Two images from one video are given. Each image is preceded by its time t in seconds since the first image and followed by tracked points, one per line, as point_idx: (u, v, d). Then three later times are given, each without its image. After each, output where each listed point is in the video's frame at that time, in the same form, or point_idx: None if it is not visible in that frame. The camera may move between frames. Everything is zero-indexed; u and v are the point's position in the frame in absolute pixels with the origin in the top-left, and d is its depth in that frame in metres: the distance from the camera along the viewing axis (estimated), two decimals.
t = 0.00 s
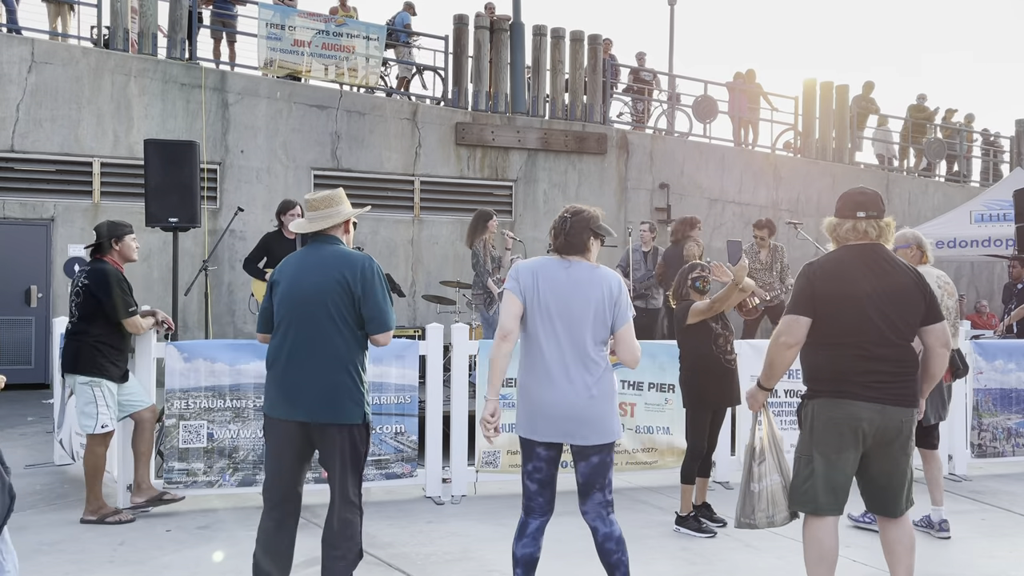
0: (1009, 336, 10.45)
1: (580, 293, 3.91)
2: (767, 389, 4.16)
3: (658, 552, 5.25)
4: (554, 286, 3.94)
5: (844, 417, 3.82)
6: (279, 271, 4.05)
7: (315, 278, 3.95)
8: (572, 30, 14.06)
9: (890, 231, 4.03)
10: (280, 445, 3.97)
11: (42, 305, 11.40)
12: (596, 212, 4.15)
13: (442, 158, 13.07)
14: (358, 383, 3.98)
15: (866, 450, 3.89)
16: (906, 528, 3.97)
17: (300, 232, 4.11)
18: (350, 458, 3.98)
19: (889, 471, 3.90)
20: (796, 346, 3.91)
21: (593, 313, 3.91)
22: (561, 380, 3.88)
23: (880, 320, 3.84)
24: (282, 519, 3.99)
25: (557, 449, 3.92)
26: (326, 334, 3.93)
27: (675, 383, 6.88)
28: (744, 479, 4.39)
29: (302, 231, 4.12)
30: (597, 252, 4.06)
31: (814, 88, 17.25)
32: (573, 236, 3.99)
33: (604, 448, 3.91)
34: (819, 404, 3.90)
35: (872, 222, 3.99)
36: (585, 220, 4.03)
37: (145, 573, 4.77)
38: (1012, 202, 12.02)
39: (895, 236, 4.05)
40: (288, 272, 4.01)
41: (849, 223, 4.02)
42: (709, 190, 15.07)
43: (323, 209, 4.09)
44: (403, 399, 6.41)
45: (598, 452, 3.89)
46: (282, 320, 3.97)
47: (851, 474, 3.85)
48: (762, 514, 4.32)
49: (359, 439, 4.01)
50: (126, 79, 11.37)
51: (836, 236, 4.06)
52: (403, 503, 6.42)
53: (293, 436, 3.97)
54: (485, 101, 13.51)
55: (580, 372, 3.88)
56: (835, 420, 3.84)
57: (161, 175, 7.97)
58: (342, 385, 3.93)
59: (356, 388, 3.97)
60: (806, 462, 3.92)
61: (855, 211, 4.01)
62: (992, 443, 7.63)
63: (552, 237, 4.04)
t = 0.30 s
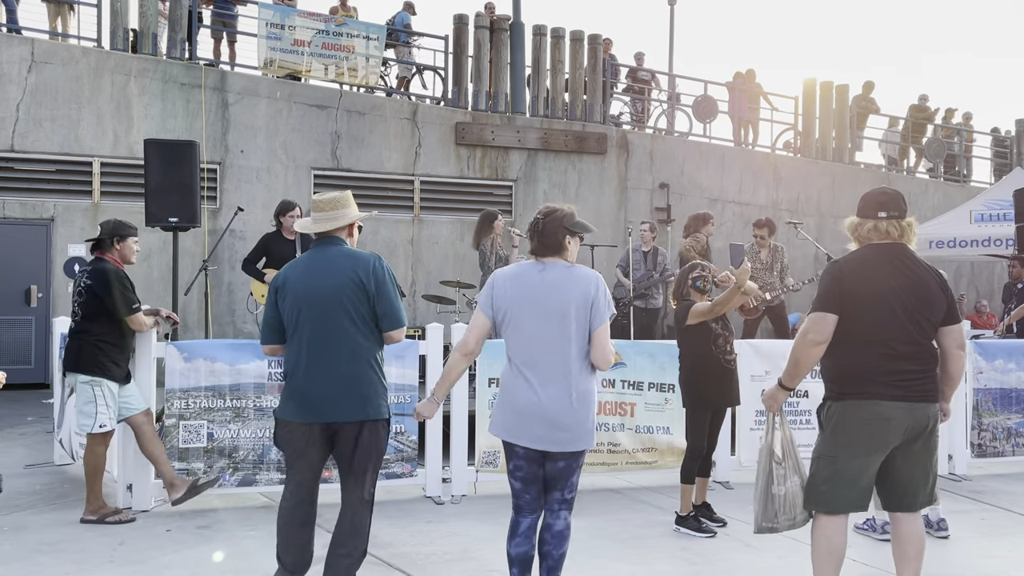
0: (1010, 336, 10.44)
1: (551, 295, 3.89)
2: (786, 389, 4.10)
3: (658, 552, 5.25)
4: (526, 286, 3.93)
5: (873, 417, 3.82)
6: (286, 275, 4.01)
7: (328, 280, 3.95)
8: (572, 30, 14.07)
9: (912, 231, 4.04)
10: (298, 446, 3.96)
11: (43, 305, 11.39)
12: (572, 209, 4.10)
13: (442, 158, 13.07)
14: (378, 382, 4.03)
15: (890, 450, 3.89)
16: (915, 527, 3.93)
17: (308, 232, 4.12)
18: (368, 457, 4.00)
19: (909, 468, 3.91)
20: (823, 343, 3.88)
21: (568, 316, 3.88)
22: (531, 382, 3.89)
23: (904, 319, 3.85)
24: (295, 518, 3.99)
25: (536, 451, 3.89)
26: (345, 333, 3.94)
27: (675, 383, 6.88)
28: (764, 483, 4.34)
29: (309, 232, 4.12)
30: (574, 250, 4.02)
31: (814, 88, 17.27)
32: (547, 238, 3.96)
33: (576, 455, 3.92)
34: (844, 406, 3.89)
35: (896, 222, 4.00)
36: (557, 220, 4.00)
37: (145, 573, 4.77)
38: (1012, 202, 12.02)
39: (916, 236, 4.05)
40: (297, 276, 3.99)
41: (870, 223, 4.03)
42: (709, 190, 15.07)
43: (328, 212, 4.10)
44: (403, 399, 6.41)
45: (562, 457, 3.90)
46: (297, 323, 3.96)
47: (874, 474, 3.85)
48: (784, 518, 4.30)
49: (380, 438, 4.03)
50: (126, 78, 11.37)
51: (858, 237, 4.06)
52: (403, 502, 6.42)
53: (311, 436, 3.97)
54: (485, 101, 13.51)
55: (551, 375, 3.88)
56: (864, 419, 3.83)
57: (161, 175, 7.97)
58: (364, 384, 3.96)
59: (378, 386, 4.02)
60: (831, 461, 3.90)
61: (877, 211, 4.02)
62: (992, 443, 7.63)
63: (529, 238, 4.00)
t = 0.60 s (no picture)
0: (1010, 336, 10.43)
1: (534, 289, 3.92)
2: (794, 387, 4.07)
3: (658, 552, 5.25)
4: (522, 285, 3.97)
5: (882, 415, 3.81)
6: (282, 271, 3.98)
7: (335, 274, 3.97)
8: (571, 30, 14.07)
9: (919, 231, 4.04)
10: (297, 444, 3.95)
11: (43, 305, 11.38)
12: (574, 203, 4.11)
13: (442, 158, 13.07)
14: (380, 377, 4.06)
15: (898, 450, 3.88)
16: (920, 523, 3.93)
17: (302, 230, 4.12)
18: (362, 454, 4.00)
19: (917, 467, 3.90)
20: (833, 339, 3.87)
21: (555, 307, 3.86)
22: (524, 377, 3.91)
23: (913, 316, 3.85)
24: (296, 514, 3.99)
25: (531, 449, 3.91)
26: (351, 328, 3.95)
27: (675, 382, 6.88)
28: (780, 484, 4.21)
29: (303, 230, 4.12)
30: (575, 245, 4.01)
31: (814, 88, 17.27)
32: (546, 235, 3.97)
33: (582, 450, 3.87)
34: (853, 404, 3.88)
35: (903, 221, 4.00)
36: (557, 216, 3.98)
37: (145, 573, 4.77)
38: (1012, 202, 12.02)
39: (923, 236, 4.05)
40: (294, 271, 3.97)
41: (876, 222, 4.04)
42: (709, 190, 15.07)
43: (322, 210, 4.11)
44: (403, 399, 6.41)
45: (568, 453, 3.87)
46: (301, 316, 3.94)
47: (883, 473, 3.83)
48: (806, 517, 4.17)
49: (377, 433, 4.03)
50: (126, 79, 11.37)
51: (866, 236, 4.07)
52: (403, 502, 6.42)
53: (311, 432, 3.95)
54: (485, 101, 13.51)
55: (537, 368, 3.88)
56: (873, 417, 3.83)
57: (161, 175, 7.97)
58: (363, 380, 3.97)
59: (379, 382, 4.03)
60: (839, 459, 3.89)
61: (883, 211, 4.02)
62: (992, 443, 7.63)
63: (531, 237, 4.01)
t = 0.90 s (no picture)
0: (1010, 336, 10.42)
1: (552, 289, 3.91)
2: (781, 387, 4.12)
3: (658, 552, 5.25)
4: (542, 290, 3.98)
5: (865, 415, 3.82)
6: (269, 263, 3.99)
7: (326, 274, 3.98)
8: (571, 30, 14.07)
9: (909, 230, 4.02)
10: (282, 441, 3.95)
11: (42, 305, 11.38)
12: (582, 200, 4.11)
13: (442, 158, 13.07)
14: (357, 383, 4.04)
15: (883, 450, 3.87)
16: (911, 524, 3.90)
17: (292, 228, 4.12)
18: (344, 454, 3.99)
19: (906, 469, 3.87)
20: (818, 340, 3.92)
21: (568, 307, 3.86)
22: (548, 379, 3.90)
23: (900, 317, 3.85)
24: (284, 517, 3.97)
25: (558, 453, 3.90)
26: (336, 330, 3.97)
27: (676, 383, 6.86)
28: (761, 480, 4.37)
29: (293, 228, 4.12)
30: (592, 242, 3.99)
31: (814, 88, 17.26)
32: (561, 237, 3.96)
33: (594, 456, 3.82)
34: (837, 404, 3.89)
35: (893, 221, 3.99)
36: (568, 216, 3.98)
37: (145, 573, 4.77)
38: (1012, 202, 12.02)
39: (913, 235, 4.03)
40: (282, 264, 3.98)
41: (866, 222, 4.04)
42: (709, 190, 15.06)
43: (313, 208, 4.12)
44: (403, 399, 6.41)
45: (577, 455, 3.83)
46: (287, 312, 3.94)
47: (866, 473, 3.84)
48: (785, 515, 4.33)
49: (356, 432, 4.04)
50: (126, 79, 11.37)
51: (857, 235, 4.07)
52: (403, 502, 6.42)
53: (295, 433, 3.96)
54: (485, 100, 13.51)
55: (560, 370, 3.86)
56: (855, 417, 3.83)
57: (161, 175, 7.97)
58: (340, 379, 3.97)
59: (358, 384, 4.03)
60: (822, 460, 3.91)
61: (873, 211, 4.02)
62: (992, 443, 7.63)
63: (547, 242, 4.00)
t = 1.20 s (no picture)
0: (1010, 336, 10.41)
1: (573, 291, 3.90)
2: (752, 388, 4.22)
3: (658, 552, 5.25)
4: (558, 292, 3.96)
5: (826, 417, 3.82)
6: (261, 265, 4.00)
7: (317, 281, 3.97)
8: (572, 30, 14.07)
9: (880, 230, 3.99)
10: (253, 444, 3.95)
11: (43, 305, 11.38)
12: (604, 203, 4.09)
13: (442, 158, 13.07)
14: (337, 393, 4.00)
15: (851, 451, 3.86)
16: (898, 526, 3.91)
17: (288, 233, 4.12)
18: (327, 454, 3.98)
19: (876, 474, 3.85)
20: (780, 341, 3.98)
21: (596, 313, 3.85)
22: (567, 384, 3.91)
23: (867, 320, 3.81)
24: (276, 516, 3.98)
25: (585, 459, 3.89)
26: (321, 337, 3.95)
27: (675, 382, 6.89)
28: (731, 482, 4.56)
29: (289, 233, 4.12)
30: (606, 246, 3.97)
31: (814, 88, 17.26)
32: (576, 241, 3.96)
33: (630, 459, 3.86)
34: (803, 405, 3.90)
35: (864, 221, 3.98)
36: (584, 217, 3.98)
37: (145, 572, 4.77)
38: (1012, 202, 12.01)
39: (886, 235, 4.00)
40: (274, 266, 3.99)
41: (838, 222, 4.02)
42: (709, 191, 15.06)
43: (308, 212, 4.11)
44: (403, 399, 6.41)
45: (608, 458, 3.83)
46: (277, 317, 3.94)
47: (833, 476, 3.84)
48: (749, 514, 4.48)
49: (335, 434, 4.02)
50: (126, 79, 11.37)
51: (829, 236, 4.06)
52: (403, 502, 6.42)
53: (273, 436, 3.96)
54: (485, 100, 13.50)
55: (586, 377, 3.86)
56: (816, 419, 3.84)
57: (161, 175, 7.97)
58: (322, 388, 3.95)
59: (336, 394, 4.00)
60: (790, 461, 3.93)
61: (844, 211, 4.01)
62: (992, 443, 7.63)
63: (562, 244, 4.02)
